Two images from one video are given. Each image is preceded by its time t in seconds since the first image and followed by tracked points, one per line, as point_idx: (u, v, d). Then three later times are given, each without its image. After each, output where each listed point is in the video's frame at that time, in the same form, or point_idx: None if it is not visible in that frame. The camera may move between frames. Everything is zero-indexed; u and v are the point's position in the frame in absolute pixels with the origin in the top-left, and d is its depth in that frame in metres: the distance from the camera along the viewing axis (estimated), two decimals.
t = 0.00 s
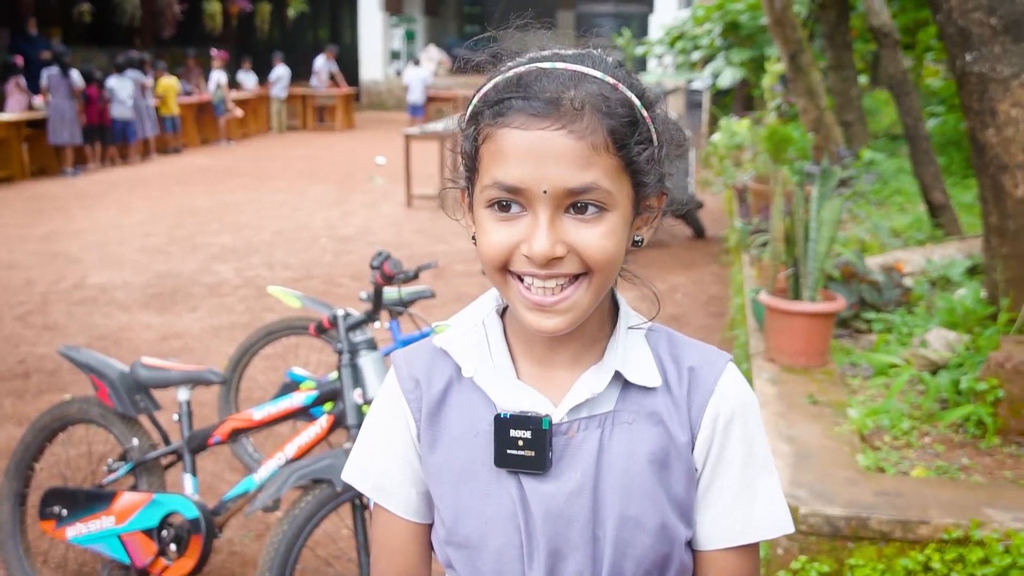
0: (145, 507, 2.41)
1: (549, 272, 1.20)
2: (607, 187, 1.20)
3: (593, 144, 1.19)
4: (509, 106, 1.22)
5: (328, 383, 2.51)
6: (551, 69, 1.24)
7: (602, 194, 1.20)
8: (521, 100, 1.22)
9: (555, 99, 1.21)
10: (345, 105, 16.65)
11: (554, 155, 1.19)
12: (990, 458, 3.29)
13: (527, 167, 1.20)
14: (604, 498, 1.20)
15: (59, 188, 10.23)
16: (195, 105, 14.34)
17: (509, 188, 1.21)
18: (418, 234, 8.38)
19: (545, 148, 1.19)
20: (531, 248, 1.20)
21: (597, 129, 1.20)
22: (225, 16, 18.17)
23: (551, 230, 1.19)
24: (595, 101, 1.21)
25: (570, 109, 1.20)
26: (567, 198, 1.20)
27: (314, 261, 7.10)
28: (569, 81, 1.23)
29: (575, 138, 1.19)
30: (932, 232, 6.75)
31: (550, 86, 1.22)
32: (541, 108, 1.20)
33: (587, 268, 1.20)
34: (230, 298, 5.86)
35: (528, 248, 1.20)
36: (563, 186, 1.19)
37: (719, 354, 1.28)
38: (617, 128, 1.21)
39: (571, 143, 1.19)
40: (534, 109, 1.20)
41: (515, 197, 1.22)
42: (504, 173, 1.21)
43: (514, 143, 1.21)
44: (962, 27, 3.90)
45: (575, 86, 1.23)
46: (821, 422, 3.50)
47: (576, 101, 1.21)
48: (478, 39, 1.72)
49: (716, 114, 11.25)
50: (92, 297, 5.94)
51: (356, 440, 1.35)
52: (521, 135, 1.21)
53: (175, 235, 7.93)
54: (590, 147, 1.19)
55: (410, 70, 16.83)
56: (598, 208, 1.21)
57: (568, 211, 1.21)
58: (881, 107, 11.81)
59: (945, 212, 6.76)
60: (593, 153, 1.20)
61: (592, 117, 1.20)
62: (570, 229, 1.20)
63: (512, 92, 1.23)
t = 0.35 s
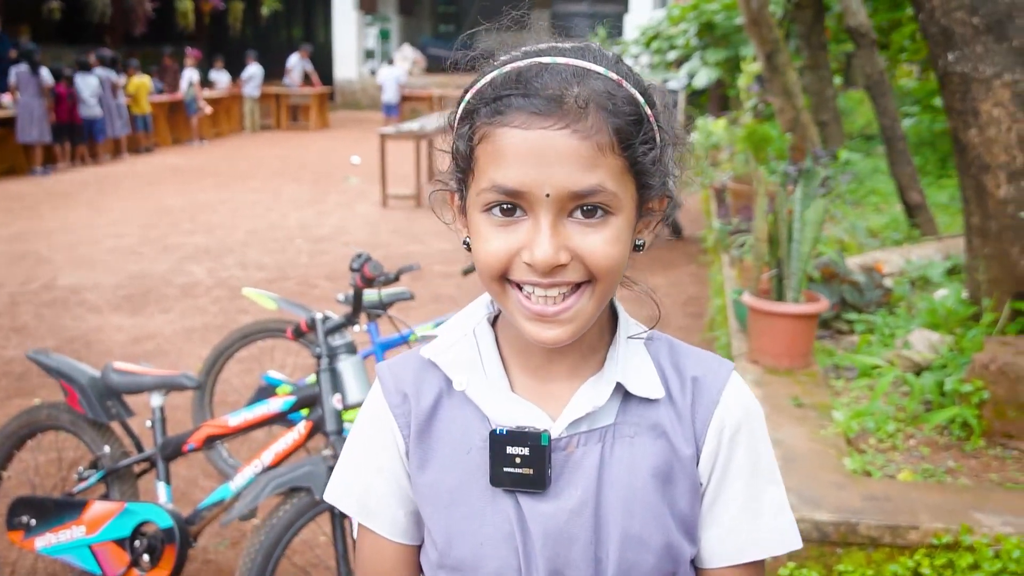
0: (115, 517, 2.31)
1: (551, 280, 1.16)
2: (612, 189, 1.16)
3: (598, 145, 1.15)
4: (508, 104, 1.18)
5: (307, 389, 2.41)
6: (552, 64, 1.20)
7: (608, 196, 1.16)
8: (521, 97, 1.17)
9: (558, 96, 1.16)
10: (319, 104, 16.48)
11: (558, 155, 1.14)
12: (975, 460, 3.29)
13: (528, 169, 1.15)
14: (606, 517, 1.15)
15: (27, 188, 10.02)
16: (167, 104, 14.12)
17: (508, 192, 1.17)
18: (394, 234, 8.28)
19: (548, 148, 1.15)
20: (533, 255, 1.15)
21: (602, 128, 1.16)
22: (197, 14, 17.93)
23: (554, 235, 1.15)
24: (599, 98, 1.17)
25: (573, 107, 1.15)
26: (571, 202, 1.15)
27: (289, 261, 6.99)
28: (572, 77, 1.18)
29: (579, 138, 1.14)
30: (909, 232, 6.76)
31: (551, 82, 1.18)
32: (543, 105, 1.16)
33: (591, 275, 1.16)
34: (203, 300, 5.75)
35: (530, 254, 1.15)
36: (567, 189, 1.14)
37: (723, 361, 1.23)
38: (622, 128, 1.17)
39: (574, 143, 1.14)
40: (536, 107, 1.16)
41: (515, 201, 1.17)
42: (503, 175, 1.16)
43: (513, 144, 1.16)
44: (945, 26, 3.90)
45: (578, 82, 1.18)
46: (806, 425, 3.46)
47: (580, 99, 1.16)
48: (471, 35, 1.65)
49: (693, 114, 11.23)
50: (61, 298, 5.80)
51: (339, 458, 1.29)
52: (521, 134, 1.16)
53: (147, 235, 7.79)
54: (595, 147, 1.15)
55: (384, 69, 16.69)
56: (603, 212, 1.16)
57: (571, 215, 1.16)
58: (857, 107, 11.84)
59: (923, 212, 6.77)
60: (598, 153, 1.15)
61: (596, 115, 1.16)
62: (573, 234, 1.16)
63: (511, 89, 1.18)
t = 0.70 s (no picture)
0: (81, 527, 2.14)
1: (543, 289, 1.11)
2: (608, 191, 1.12)
3: (595, 143, 1.11)
4: (498, 100, 1.14)
5: (277, 394, 2.30)
6: (545, 57, 1.16)
7: (604, 198, 1.12)
8: (512, 93, 1.13)
9: (551, 93, 1.12)
10: (284, 103, 16.27)
11: (551, 155, 1.10)
12: (953, 460, 3.28)
13: (519, 169, 1.11)
14: (603, 536, 1.09)
15: None
16: (128, 103, 13.84)
17: (497, 193, 1.12)
18: (361, 235, 8.16)
19: (540, 147, 1.10)
20: (525, 261, 1.11)
21: (598, 126, 1.12)
22: (159, 12, 17.63)
23: (547, 240, 1.11)
24: (595, 95, 1.13)
25: (569, 104, 1.11)
26: (566, 204, 1.11)
27: (255, 263, 6.85)
28: (567, 72, 1.15)
29: (575, 136, 1.10)
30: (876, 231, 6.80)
31: (543, 77, 1.14)
32: (535, 101, 1.12)
33: (586, 283, 1.12)
34: (167, 302, 5.60)
35: (521, 261, 1.11)
36: (561, 191, 1.10)
37: (722, 367, 1.17)
38: (620, 125, 1.14)
39: (570, 142, 1.10)
40: (528, 104, 1.12)
41: (505, 203, 1.13)
42: (493, 176, 1.12)
43: (504, 142, 1.12)
44: (917, 25, 3.88)
45: (573, 78, 1.15)
46: (784, 426, 3.43)
47: (575, 94, 1.12)
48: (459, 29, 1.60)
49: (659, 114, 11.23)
50: (19, 301, 5.62)
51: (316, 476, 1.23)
52: (511, 132, 1.11)
53: (109, 236, 7.59)
54: (591, 146, 1.11)
55: (349, 68, 16.51)
56: (599, 214, 1.12)
57: (565, 218, 1.12)
58: (821, 108, 11.91)
59: (890, 211, 6.80)
60: (595, 152, 1.11)
61: (592, 112, 1.12)
62: (567, 238, 1.12)
63: (502, 84, 1.15)
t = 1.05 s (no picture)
0: (45, 537, 2.00)
1: (546, 244, 1.06)
2: (610, 145, 1.12)
3: (596, 97, 1.13)
4: (496, 58, 1.16)
5: (247, 398, 2.20)
6: (544, 26, 1.19)
7: (606, 152, 1.11)
8: (511, 50, 1.16)
9: (552, 51, 1.15)
10: (244, 102, 16.02)
11: (553, 103, 1.11)
12: (929, 457, 3.28)
13: (520, 118, 1.11)
14: (607, 546, 1.04)
15: None
16: (84, 102, 13.53)
17: (497, 144, 1.11)
18: (325, 235, 8.03)
19: (541, 96, 1.11)
20: (525, 214, 1.06)
21: (600, 81, 1.14)
22: (114, 10, 17.25)
23: (549, 190, 1.08)
24: (597, 57, 1.16)
25: (569, 60, 1.14)
26: (567, 154, 1.09)
27: (218, 263, 6.70)
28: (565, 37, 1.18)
29: (577, 86, 1.12)
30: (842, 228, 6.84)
31: (544, 38, 1.17)
32: (535, 57, 1.14)
33: (588, 246, 1.07)
34: (127, 304, 5.45)
35: (522, 215, 1.07)
36: (563, 139, 1.09)
37: (727, 368, 1.13)
38: (620, 86, 1.16)
39: (571, 92, 1.12)
40: (528, 58, 1.14)
41: (503, 156, 1.11)
42: (491, 127, 1.11)
43: (503, 94, 1.12)
44: (888, 22, 3.89)
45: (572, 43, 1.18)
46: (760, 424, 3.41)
47: (575, 53, 1.15)
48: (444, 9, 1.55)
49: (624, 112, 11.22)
50: None
51: (298, 487, 1.17)
52: (510, 83, 1.13)
53: (65, 237, 7.39)
54: (593, 99, 1.12)
55: (309, 66, 16.30)
56: (601, 173, 1.11)
57: (567, 175, 1.10)
58: (783, 106, 11.99)
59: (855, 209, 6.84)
60: (597, 105, 1.12)
61: (592, 70, 1.15)
62: (569, 194, 1.09)
63: (501, 45, 1.17)
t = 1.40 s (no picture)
0: (12, 547, 1.86)
1: (546, 285, 1.04)
2: (612, 175, 1.07)
3: (599, 124, 1.07)
4: (496, 80, 1.09)
5: (222, 403, 2.17)
6: (544, 36, 1.12)
7: (608, 183, 1.07)
8: (512, 73, 1.09)
9: (553, 72, 1.08)
10: (203, 103, 15.80)
11: (555, 136, 1.05)
12: (900, 453, 3.31)
13: (521, 152, 1.06)
14: (615, 541, 1.03)
15: None
16: (40, 102, 13.23)
17: (497, 178, 1.07)
18: (289, 236, 7.93)
19: (544, 128, 1.05)
20: (526, 251, 1.04)
21: (602, 107, 1.08)
22: (69, 9, 16.90)
23: (549, 227, 1.05)
24: (599, 76, 1.09)
25: (571, 85, 1.07)
26: (568, 189, 1.06)
27: (181, 266, 6.59)
28: (567, 51, 1.11)
29: (579, 116, 1.06)
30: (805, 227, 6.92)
31: (544, 56, 1.10)
32: (536, 82, 1.07)
33: (589, 275, 1.06)
34: (89, 308, 5.32)
35: (522, 251, 1.05)
36: (565, 175, 1.05)
37: (730, 361, 1.13)
38: (624, 106, 1.10)
39: (574, 122, 1.06)
40: (528, 84, 1.07)
41: (505, 189, 1.07)
42: (492, 161, 1.07)
43: (504, 124, 1.07)
44: (854, 23, 3.94)
45: (574, 58, 1.10)
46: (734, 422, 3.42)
47: (577, 75, 1.08)
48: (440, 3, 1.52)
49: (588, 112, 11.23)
50: None
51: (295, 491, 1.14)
52: (512, 113, 1.07)
53: (22, 240, 7.21)
54: (596, 128, 1.07)
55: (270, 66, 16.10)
56: (602, 201, 1.08)
57: (568, 205, 1.07)
58: (744, 106, 12.10)
59: (819, 208, 6.90)
60: (599, 134, 1.07)
61: (595, 93, 1.08)
62: (570, 226, 1.06)
63: (498, 64, 1.10)
